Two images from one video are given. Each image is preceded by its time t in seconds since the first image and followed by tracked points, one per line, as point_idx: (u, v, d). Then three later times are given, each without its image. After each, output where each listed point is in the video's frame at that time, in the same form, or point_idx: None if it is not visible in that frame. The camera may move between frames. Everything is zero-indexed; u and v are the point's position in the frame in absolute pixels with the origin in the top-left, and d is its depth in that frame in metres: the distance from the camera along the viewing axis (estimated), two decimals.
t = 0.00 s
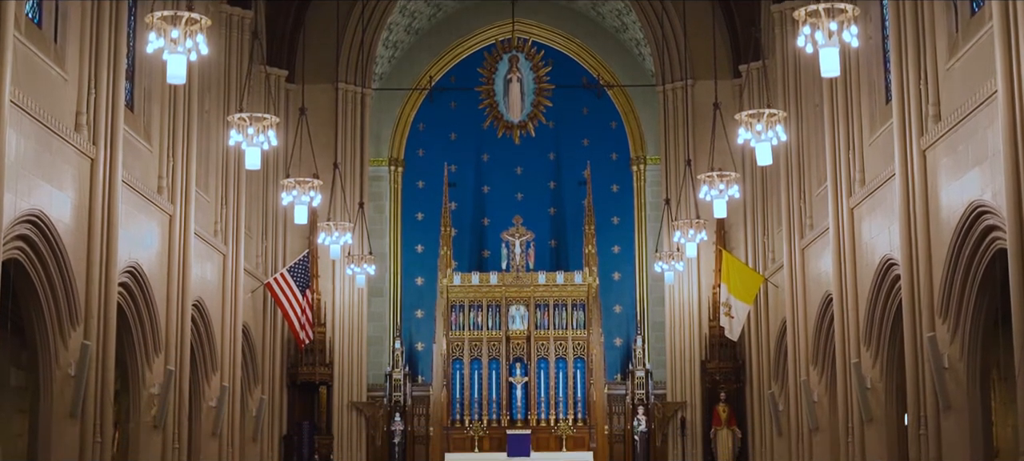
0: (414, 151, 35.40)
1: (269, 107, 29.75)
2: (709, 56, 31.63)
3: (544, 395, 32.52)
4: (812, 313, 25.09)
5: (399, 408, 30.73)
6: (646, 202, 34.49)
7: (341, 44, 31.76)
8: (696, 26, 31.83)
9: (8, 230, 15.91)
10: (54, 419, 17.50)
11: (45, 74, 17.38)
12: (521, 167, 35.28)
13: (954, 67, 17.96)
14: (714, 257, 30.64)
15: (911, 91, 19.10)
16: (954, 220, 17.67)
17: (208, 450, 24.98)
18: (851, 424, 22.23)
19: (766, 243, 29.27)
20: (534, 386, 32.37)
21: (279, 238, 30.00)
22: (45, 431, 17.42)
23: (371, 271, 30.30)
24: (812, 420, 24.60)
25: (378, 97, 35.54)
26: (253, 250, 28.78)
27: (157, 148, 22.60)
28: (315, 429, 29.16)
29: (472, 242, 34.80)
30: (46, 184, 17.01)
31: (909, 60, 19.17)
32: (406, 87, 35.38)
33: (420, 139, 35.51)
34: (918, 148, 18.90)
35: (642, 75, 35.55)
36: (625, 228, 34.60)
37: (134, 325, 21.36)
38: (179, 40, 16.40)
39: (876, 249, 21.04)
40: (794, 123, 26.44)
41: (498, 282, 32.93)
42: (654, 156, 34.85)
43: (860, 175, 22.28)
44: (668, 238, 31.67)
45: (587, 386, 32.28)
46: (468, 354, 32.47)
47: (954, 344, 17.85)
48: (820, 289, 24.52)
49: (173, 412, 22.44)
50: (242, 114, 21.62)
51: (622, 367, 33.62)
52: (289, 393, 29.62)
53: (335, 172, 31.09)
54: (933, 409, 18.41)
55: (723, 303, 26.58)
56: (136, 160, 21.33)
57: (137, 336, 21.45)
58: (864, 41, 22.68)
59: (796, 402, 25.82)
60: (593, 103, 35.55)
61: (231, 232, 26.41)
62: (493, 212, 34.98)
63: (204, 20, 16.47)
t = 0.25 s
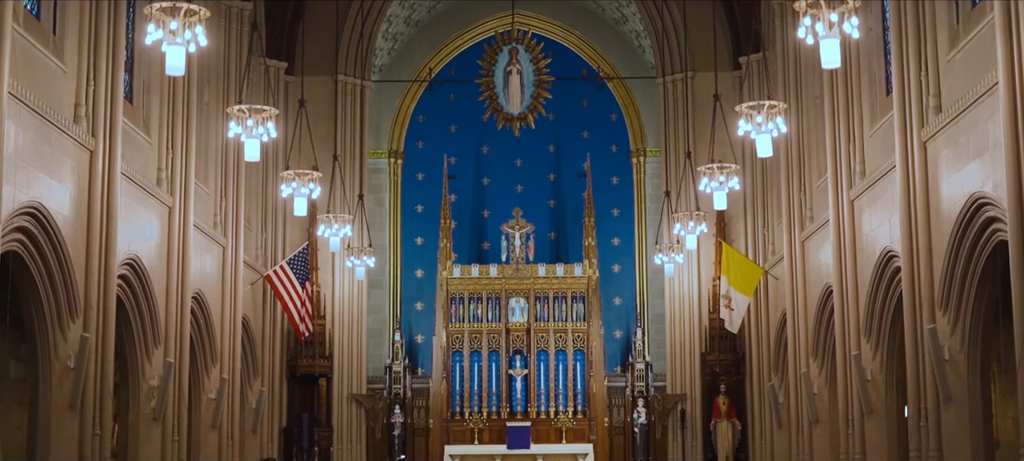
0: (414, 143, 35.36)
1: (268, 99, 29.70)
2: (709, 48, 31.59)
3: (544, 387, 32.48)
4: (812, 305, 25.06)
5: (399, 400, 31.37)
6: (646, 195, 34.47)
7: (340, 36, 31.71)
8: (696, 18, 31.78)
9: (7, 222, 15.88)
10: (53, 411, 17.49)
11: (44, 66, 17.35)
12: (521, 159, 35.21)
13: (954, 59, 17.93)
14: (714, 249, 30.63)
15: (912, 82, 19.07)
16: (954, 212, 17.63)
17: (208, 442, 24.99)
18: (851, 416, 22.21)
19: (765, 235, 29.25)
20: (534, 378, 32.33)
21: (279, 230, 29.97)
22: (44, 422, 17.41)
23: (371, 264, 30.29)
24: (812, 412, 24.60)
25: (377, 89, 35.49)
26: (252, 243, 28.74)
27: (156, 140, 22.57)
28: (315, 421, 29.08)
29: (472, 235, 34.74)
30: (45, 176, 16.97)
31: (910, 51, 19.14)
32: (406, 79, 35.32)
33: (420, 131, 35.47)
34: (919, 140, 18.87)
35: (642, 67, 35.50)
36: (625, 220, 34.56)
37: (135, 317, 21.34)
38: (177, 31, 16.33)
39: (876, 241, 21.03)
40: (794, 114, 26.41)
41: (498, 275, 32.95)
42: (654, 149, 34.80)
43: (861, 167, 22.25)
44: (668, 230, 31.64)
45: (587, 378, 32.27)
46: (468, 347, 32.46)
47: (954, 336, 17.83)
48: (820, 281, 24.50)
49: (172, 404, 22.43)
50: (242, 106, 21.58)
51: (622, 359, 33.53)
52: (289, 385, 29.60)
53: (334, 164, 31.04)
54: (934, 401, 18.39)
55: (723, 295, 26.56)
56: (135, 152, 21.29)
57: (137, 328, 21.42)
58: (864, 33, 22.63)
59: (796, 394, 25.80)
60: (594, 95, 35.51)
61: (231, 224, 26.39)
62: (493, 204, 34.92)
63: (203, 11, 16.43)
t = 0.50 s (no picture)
0: (414, 135, 35.30)
1: (268, 91, 29.67)
2: (709, 40, 31.53)
3: (544, 379, 32.47)
4: (812, 297, 25.04)
5: (399, 393, 31.02)
6: (646, 187, 34.42)
7: (340, 28, 31.65)
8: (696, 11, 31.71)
9: (6, 214, 15.85)
10: (52, 403, 17.47)
11: (43, 58, 17.32)
12: (520, 151, 35.16)
13: (955, 51, 17.90)
14: (714, 241, 30.61)
15: (912, 74, 19.03)
16: (955, 203, 17.60)
17: (207, 434, 24.98)
18: (852, 408, 22.18)
19: (765, 227, 29.24)
20: (534, 370, 32.32)
21: (279, 222, 29.94)
22: (43, 414, 17.39)
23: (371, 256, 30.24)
24: (812, 404, 24.59)
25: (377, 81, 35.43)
26: (251, 235, 28.71)
27: (155, 132, 22.53)
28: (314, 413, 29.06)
29: (472, 227, 34.70)
30: (44, 168, 16.93)
31: (911, 43, 19.09)
32: (406, 71, 35.26)
33: (420, 123, 35.41)
34: (920, 132, 18.83)
35: (643, 59, 35.46)
36: (625, 212, 34.53)
37: (134, 310, 21.32)
38: (177, 22, 16.07)
39: (876, 234, 21.02)
40: (794, 105, 26.38)
41: (498, 267, 32.93)
42: (654, 141, 34.76)
43: (861, 159, 22.22)
44: (668, 222, 31.61)
45: (587, 370, 32.26)
46: (468, 339, 32.45)
47: (954, 328, 17.79)
48: (820, 274, 24.48)
49: (171, 397, 22.41)
50: (241, 98, 21.53)
51: (622, 351, 33.57)
52: (288, 377, 29.59)
53: (334, 156, 31.01)
54: (934, 393, 18.37)
55: (723, 287, 26.53)
56: (134, 143, 21.24)
57: (136, 319, 21.39)
58: (865, 24, 22.59)
59: (796, 386, 25.79)
60: (593, 88, 35.40)
61: (230, 216, 26.35)
62: (493, 196, 34.88)
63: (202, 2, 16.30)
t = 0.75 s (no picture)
0: (414, 127, 35.24)
1: (267, 83, 29.61)
2: (709, 32, 31.47)
3: (543, 372, 32.45)
4: (812, 290, 25.01)
5: (399, 385, 30.81)
6: (645, 179, 34.41)
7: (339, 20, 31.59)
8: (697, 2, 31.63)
9: (4, 206, 15.81)
10: (51, 395, 17.45)
11: (42, 50, 17.28)
12: (520, 143, 35.09)
13: (956, 42, 17.85)
14: (714, 232, 30.57)
15: (913, 65, 18.97)
16: (955, 195, 17.56)
17: (207, 426, 24.95)
18: (852, 400, 22.15)
19: (766, 220, 29.22)
20: (533, 362, 32.28)
21: (278, 214, 29.91)
22: (43, 407, 17.37)
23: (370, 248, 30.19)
24: (812, 396, 24.59)
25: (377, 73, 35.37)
26: (251, 228, 28.67)
27: (154, 124, 22.49)
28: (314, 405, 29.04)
29: (471, 219, 34.67)
30: (43, 160, 16.89)
31: (912, 34, 19.04)
32: (405, 63, 35.19)
33: (420, 115, 35.34)
34: (920, 123, 18.78)
35: (642, 51, 35.40)
36: (625, 205, 34.49)
37: (133, 302, 21.30)
38: (174, 14, 15.94)
39: (876, 226, 20.99)
40: (795, 96, 26.35)
41: (498, 259, 32.83)
42: (654, 133, 34.75)
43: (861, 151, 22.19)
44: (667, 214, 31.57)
45: (586, 363, 32.25)
46: (467, 331, 32.42)
47: (955, 320, 17.77)
48: (820, 266, 24.45)
49: (170, 389, 22.39)
50: (240, 90, 21.48)
51: (622, 344, 33.48)
52: (288, 369, 29.56)
53: (333, 148, 30.96)
54: (934, 385, 18.35)
55: (723, 279, 26.48)
56: (133, 135, 21.19)
57: (135, 312, 21.36)
58: (865, 15, 22.54)
59: (796, 379, 25.77)
60: (593, 80, 35.34)
61: (230, 209, 26.32)
62: (492, 188, 34.82)
63: None
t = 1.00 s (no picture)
0: (414, 119, 35.19)
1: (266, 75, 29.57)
2: (709, 24, 31.42)
3: (543, 364, 32.43)
4: (812, 282, 24.99)
5: (399, 377, 31.10)
6: (645, 171, 34.37)
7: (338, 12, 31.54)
8: None
9: (3, 198, 15.79)
10: (50, 387, 17.43)
11: (41, 42, 17.26)
12: (520, 135, 35.04)
13: (957, 34, 17.81)
14: (714, 225, 30.54)
15: (914, 57, 18.93)
16: (956, 187, 17.54)
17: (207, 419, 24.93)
18: (852, 393, 22.12)
19: (766, 212, 29.21)
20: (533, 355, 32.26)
21: (278, 207, 29.88)
22: (42, 399, 17.35)
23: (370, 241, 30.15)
24: (812, 389, 24.57)
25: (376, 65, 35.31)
26: (250, 220, 28.64)
27: (154, 116, 22.46)
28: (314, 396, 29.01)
29: (471, 211, 34.63)
30: (41, 152, 16.86)
31: (912, 25, 19.00)
32: (405, 55, 35.14)
33: (419, 107, 35.28)
34: (921, 115, 18.75)
35: (642, 44, 35.34)
36: (625, 197, 34.45)
37: (133, 293, 21.27)
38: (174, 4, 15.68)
39: (876, 218, 20.97)
40: (794, 87, 26.33)
41: (498, 252, 32.81)
42: (653, 125, 34.71)
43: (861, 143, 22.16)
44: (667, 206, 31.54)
45: (586, 355, 32.24)
46: (467, 324, 32.38)
47: (955, 312, 17.74)
48: (820, 258, 24.43)
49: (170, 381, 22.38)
50: (240, 81, 21.44)
51: (622, 336, 33.46)
52: (288, 362, 29.55)
53: (333, 140, 30.93)
54: (935, 377, 18.33)
55: (723, 272, 26.44)
56: (132, 127, 21.16)
57: (134, 303, 21.34)
58: (865, 7, 22.51)
59: (796, 371, 25.75)
60: (593, 72, 35.27)
61: (229, 201, 26.29)
62: (492, 180, 34.77)
63: None
